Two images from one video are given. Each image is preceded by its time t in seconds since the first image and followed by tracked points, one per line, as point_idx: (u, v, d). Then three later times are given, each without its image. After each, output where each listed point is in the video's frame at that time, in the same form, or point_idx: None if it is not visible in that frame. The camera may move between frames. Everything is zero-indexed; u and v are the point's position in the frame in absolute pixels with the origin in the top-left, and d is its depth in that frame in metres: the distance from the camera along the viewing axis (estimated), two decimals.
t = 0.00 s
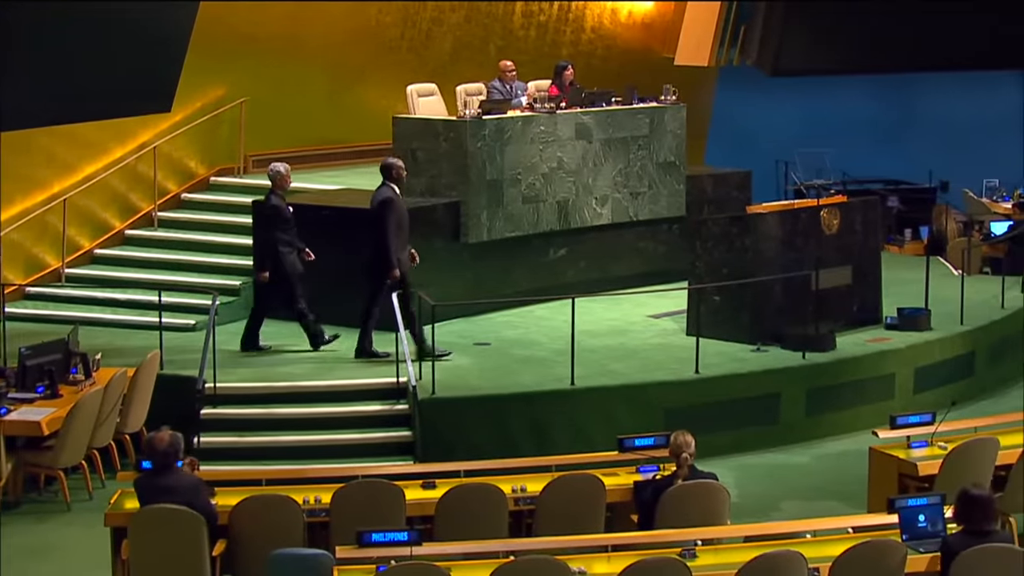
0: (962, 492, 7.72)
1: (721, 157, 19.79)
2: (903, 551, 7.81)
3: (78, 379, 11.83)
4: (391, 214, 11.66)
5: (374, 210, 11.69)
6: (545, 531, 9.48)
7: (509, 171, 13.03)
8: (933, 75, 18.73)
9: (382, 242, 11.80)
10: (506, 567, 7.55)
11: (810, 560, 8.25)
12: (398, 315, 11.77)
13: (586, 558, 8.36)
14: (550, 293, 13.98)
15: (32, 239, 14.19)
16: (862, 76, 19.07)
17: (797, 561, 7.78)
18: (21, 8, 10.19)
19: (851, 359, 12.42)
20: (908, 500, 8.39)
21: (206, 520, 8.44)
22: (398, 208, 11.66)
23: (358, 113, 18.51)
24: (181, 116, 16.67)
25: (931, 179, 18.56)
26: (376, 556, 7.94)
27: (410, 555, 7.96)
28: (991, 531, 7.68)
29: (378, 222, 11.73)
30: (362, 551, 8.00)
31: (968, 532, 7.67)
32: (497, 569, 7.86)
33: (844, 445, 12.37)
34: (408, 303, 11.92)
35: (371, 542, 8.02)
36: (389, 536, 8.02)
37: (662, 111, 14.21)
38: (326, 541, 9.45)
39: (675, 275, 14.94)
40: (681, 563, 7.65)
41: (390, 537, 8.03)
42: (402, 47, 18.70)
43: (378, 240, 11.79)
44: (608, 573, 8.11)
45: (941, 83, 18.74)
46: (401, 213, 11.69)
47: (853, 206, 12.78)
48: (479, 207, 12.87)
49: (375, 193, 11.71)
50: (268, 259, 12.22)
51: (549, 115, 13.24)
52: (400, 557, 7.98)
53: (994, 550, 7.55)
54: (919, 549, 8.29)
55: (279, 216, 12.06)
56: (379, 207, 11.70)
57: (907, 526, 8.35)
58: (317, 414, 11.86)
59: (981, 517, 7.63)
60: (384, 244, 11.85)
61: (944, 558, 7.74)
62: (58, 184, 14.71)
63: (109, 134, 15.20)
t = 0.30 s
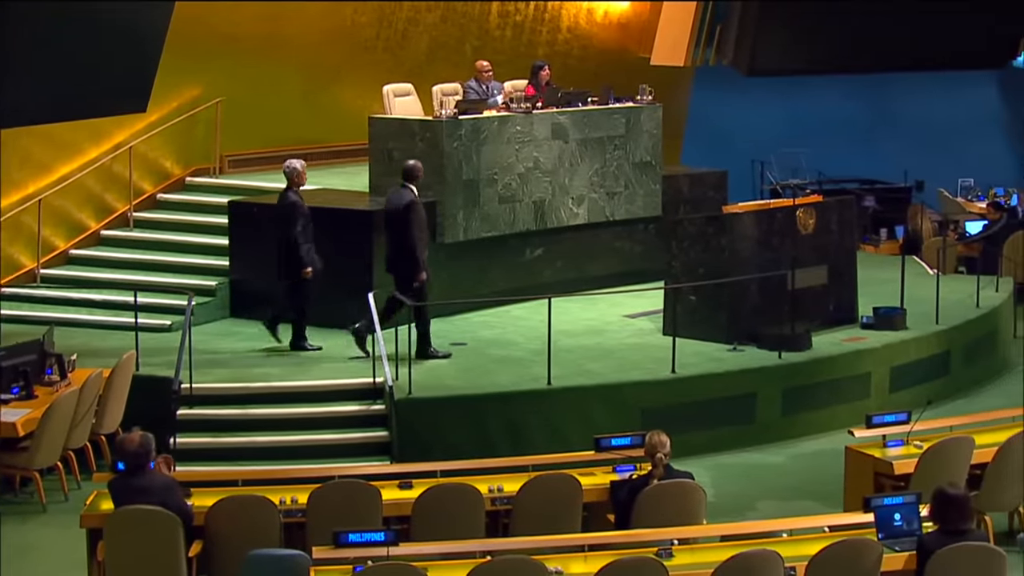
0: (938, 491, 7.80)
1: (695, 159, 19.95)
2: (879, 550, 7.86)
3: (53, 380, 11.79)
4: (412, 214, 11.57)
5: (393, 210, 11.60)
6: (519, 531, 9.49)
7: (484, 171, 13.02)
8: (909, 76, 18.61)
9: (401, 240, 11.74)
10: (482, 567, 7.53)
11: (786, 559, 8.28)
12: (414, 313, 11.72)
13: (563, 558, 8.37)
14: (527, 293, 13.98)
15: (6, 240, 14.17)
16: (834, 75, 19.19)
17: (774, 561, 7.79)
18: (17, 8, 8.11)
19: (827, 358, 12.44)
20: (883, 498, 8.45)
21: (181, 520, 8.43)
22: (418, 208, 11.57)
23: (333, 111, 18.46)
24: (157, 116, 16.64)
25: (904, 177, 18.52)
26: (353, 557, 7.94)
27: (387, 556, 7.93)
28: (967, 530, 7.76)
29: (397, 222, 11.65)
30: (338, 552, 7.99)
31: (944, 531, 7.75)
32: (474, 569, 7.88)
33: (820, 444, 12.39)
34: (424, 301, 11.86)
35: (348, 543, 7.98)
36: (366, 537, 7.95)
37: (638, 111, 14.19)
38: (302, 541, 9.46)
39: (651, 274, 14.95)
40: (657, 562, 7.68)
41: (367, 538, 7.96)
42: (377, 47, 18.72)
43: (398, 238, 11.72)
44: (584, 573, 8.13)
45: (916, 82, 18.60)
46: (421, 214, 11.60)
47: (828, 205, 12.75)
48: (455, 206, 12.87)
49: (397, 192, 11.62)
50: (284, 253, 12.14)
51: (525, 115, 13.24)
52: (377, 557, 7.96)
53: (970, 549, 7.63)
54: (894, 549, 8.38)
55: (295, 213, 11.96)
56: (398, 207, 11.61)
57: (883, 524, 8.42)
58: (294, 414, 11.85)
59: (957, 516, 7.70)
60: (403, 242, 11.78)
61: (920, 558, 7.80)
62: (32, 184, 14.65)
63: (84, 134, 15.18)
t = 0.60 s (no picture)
0: (914, 491, 7.82)
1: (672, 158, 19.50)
2: (855, 548, 7.87)
3: (29, 381, 11.74)
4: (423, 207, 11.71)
5: (402, 206, 11.70)
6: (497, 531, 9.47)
7: (461, 171, 13.03)
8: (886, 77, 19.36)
9: (409, 236, 11.84)
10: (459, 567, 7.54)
11: (763, 558, 8.30)
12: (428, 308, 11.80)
13: (541, 558, 8.37)
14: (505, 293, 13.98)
15: None
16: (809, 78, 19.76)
17: (751, 560, 7.79)
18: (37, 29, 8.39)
19: (803, 358, 12.46)
20: (858, 497, 8.57)
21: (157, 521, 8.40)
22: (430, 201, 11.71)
23: (308, 112, 18.55)
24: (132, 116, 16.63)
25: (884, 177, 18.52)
26: (330, 558, 7.93)
27: (363, 556, 7.92)
28: (943, 528, 7.79)
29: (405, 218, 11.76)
30: (315, 552, 7.98)
31: (919, 530, 7.77)
32: (450, 569, 7.89)
33: (796, 444, 12.41)
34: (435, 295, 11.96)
35: (325, 543, 7.99)
36: (343, 536, 7.99)
37: (615, 111, 14.24)
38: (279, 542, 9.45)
39: (627, 274, 14.97)
40: (635, 562, 7.68)
41: (344, 538, 8.00)
42: (353, 47, 18.73)
43: (405, 235, 11.82)
44: (561, 573, 8.13)
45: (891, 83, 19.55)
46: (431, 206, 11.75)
47: (805, 205, 12.80)
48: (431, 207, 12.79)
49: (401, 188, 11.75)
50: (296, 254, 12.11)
51: (501, 115, 13.27)
52: (353, 558, 7.95)
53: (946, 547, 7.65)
54: (870, 548, 8.42)
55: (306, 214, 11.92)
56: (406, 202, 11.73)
57: (859, 523, 8.54)
58: (271, 415, 11.83)
59: (932, 515, 7.73)
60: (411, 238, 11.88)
61: (896, 557, 7.82)
62: (7, 185, 14.62)
63: (59, 134, 15.19)
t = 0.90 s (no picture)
0: (889, 489, 7.88)
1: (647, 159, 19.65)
2: (831, 546, 7.89)
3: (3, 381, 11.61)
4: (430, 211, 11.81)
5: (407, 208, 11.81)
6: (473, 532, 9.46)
7: (438, 171, 13.03)
8: (861, 78, 19.45)
9: (418, 237, 11.95)
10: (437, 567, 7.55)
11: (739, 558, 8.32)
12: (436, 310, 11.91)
13: (517, 558, 8.38)
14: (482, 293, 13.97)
15: None
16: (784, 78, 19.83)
17: (727, 560, 7.79)
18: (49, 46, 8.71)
19: (779, 357, 12.49)
20: (835, 496, 8.59)
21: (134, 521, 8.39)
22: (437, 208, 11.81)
23: (285, 114, 18.48)
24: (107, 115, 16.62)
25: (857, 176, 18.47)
26: (306, 559, 7.95)
27: (339, 556, 7.95)
28: (919, 527, 7.84)
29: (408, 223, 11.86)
30: (292, 553, 8.00)
31: (895, 529, 7.82)
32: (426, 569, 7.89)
33: (772, 443, 12.42)
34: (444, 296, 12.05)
35: (301, 544, 8.01)
36: (319, 537, 8.01)
37: (591, 111, 14.23)
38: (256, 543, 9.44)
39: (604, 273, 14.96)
40: (609, 562, 7.65)
41: (320, 538, 8.02)
42: (330, 47, 18.72)
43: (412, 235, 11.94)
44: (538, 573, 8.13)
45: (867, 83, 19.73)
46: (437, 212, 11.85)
47: (781, 205, 12.86)
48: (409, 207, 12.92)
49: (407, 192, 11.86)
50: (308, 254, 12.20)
51: (477, 115, 13.28)
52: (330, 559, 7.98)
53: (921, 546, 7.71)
54: (847, 546, 8.53)
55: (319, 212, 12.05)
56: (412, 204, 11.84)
57: (835, 522, 8.58)
58: (246, 416, 11.82)
59: (907, 515, 7.78)
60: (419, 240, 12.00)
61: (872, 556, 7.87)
62: None
63: (36, 135, 15.15)
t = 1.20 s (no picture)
0: (866, 488, 7.85)
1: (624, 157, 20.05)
2: (808, 547, 7.92)
3: None
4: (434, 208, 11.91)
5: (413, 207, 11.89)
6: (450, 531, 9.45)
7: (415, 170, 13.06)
8: (838, 79, 19.86)
9: (422, 235, 12.03)
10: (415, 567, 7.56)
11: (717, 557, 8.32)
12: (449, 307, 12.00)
13: (495, 557, 8.38)
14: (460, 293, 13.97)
15: None
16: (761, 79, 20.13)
17: (704, 560, 7.81)
18: None
19: (757, 356, 12.51)
20: (811, 495, 8.58)
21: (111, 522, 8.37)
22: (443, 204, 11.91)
23: (261, 113, 18.47)
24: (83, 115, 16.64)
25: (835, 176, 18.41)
26: (283, 559, 7.93)
27: (316, 557, 7.96)
28: (895, 527, 7.81)
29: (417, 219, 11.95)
30: (270, 554, 7.98)
31: (871, 528, 7.79)
32: (404, 569, 7.90)
33: (749, 442, 12.43)
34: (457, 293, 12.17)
35: (278, 544, 7.95)
36: (296, 538, 7.96)
37: (568, 111, 14.28)
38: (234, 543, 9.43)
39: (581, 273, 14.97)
40: (585, 562, 7.70)
41: (298, 539, 7.97)
42: (306, 47, 18.71)
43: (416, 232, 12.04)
44: (515, 573, 8.12)
45: (843, 82, 19.96)
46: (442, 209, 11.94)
47: (758, 204, 12.90)
48: (386, 206, 12.94)
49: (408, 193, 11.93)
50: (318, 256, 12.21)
51: (455, 115, 13.28)
52: (307, 560, 7.99)
53: (896, 546, 7.68)
54: (824, 545, 8.54)
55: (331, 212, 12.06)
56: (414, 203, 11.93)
57: (812, 522, 8.55)
58: (223, 416, 11.79)
59: (882, 514, 7.74)
60: (423, 239, 12.10)
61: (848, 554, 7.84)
62: None
63: (13, 136, 15.24)
